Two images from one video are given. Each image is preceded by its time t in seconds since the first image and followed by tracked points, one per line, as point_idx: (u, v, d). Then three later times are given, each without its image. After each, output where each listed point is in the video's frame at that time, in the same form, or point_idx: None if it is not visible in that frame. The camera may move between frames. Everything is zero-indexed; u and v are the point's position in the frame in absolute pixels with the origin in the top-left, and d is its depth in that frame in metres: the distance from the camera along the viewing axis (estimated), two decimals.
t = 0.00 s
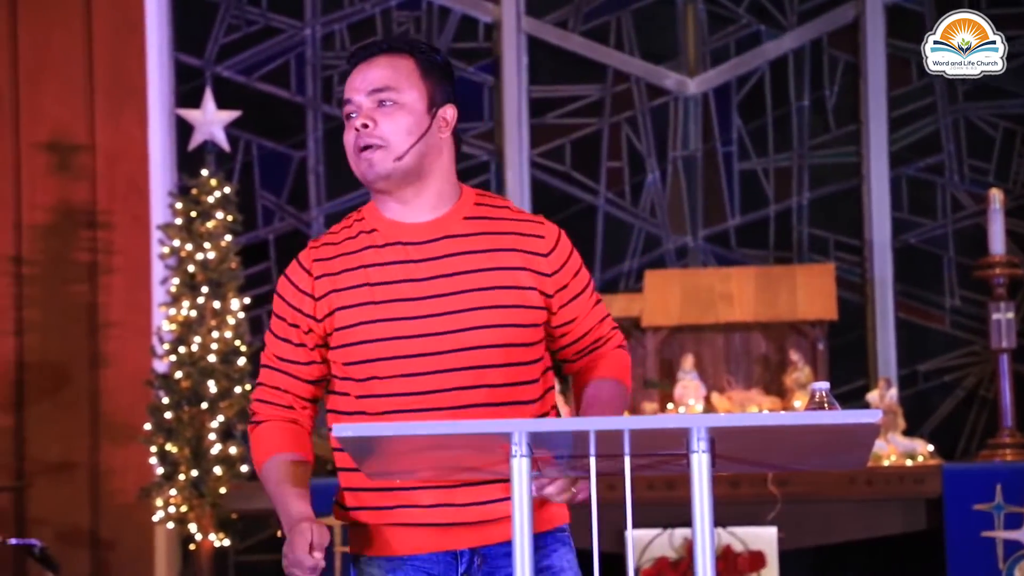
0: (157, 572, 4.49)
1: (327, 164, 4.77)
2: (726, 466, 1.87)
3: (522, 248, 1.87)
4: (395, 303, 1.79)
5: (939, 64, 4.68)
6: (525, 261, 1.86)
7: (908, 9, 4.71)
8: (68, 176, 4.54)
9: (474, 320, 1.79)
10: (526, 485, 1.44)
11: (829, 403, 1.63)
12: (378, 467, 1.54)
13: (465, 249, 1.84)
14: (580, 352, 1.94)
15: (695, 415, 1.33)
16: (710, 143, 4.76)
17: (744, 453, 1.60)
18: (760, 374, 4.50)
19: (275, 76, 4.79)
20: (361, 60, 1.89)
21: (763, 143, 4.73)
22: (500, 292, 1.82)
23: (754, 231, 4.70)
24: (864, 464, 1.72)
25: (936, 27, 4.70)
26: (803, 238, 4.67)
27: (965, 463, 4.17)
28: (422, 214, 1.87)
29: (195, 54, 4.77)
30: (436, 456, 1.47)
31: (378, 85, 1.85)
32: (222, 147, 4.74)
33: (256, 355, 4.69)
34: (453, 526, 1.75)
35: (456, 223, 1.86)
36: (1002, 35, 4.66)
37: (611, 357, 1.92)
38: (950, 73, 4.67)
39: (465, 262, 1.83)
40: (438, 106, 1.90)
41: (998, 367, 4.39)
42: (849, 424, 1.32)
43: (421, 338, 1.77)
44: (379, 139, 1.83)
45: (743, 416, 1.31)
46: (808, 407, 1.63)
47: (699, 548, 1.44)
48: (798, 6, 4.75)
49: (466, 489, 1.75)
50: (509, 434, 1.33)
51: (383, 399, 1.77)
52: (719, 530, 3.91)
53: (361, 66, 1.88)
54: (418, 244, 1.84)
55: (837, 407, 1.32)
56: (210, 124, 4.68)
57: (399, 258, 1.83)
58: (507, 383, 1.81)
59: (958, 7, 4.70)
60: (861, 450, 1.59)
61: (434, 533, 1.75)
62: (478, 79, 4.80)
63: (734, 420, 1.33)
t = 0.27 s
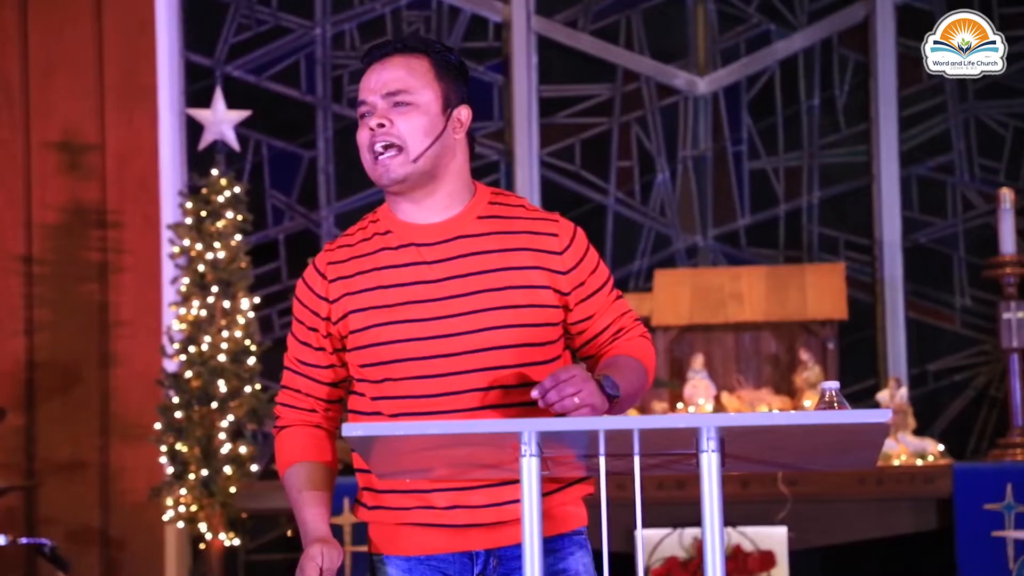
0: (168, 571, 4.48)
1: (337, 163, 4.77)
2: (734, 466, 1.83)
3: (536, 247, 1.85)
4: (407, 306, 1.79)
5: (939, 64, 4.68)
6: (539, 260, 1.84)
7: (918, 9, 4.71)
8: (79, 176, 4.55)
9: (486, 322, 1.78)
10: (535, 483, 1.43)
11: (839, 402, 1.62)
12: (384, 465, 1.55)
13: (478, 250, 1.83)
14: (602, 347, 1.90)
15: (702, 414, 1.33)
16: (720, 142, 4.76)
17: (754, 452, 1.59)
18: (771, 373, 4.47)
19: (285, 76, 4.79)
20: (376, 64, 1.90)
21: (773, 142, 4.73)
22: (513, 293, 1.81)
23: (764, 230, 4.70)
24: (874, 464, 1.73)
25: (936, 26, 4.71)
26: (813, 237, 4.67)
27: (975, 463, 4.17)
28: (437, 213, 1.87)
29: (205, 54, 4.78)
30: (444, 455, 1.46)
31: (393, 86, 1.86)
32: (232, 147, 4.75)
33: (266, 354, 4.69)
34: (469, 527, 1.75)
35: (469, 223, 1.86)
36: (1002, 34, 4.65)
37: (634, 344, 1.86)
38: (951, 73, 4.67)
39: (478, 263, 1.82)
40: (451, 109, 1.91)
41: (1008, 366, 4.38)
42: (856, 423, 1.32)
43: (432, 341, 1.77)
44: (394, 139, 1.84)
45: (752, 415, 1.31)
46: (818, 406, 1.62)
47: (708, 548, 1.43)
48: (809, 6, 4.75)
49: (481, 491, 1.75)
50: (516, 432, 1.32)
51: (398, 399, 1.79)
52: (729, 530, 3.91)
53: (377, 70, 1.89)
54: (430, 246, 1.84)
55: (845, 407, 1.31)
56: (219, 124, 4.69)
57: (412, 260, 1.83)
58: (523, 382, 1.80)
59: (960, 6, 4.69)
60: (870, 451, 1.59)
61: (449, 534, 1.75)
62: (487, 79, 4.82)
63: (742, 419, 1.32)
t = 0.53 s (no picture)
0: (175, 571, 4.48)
1: (345, 164, 4.78)
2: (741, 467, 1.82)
3: (583, 240, 1.80)
4: (446, 287, 1.76)
5: (939, 64, 4.68)
6: (585, 253, 1.79)
7: (925, 8, 4.71)
8: (87, 176, 4.56)
9: (524, 311, 1.74)
10: (543, 485, 1.42)
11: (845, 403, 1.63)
12: (394, 464, 1.55)
13: (524, 238, 1.79)
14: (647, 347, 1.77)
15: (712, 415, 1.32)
16: (728, 142, 4.76)
17: (762, 453, 1.58)
18: (778, 373, 4.46)
19: (293, 76, 4.79)
20: (464, 45, 1.90)
21: (781, 142, 4.73)
22: (554, 284, 1.77)
23: (772, 230, 4.70)
24: (882, 464, 1.72)
25: (937, 27, 4.71)
26: (820, 237, 4.67)
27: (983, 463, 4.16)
28: (495, 200, 1.84)
29: (212, 54, 4.78)
30: (454, 455, 1.45)
31: (476, 69, 1.86)
32: (239, 147, 4.75)
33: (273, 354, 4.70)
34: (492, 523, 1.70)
35: (519, 213, 1.82)
36: (1002, 35, 4.64)
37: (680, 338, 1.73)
38: (951, 73, 4.67)
39: (522, 251, 1.78)
40: (526, 108, 1.90)
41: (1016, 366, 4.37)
42: (865, 423, 1.31)
43: (468, 325, 1.74)
44: (465, 126, 1.83)
45: (759, 416, 1.30)
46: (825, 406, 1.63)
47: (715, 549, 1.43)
48: (816, 5, 4.75)
49: (500, 484, 1.71)
50: (526, 433, 1.32)
51: (427, 381, 1.75)
52: (736, 530, 3.90)
53: (464, 51, 1.89)
54: (477, 230, 1.80)
55: (854, 407, 1.31)
56: (227, 124, 4.70)
57: (457, 243, 1.80)
58: (557, 376, 1.75)
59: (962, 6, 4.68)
60: (877, 449, 1.58)
61: (471, 529, 1.70)
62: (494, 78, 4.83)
63: (751, 420, 1.32)
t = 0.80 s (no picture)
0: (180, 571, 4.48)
1: (349, 163, 4.78)
2: (749, 466, 1.81)
3: (654, 265, 1.77)
4: (518, 303, 1.71)
5: (939, 64, 4.68)
6: (656, 280, 1.76)
7: (930, 7, 4.70)
8: (92, 175, 4.56)
9: (591, 334, 1.71)
10: (547, 484, 1.43)
11: (851, 401, 1.61)
12: (401, 463, 1.56)
13: (596, 259, 1.74)
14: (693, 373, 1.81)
15: (716, 413, 1.32)
16: (733, 141, 4.76)
17: (768, 452, 1.58)
18: (783, 372, 4.46)
19: (297, 75, 4.79)
20: (599, 69, 1.75)
21: (786, 142, 4.72)
22: (625, 309, 1.73)
23: (777, 229, 4.70)
24: (888, 463, 1.71)
25: (936, 27, 4.70)
26: (825, 237, 4.66)
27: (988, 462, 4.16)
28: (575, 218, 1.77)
29: (217, 54, 4.78)
30: (459, 454, 1.46)
31: (614, 109, 1.72)
32: (244, 146, 4.75)
33: (277, 353, 4.70)
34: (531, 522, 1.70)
35: (592, 231, 1.77)
36: (1003, 35, 4.67)
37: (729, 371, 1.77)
38: (951, 73, 4.67)
39: (595, 272, 1.74)
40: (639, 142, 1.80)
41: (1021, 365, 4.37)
42: (871, 422, 1.31)
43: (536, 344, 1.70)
44: (590, 165, 1.71)
45: (762, 415, 1.30)
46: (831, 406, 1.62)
47: (721, 548, 1.42)
48: (821, 4, 4.75)
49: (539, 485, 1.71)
50: (529, 431, 1.32)
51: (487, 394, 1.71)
52: (741, 529, 3.90)
53: (601, 78, 1.74)
54: (551, 245, 1.74)
55: (861, 406, 1.30)
56: (232, 124, 4.69)
57: (528, 255, 1.73)
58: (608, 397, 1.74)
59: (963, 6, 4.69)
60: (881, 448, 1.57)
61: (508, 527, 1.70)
62: (499, 77, 4.83)
63: (756, 418, 1.31)
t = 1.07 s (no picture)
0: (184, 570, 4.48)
1: (353, 163, 4.78)
2: (754, 467, 1.81)
3: (701, 260, 1.87)
4: (586, 285, 1.75)
5: (939, 64, 4.68)
6: (704, 273, 1.86)
7: (934, 7, 4.70)
8: (96, 175, 4.57)
9: (651, 320, 1.77)
10: (552, 483, 1.42)
11: (854, 401, 1.62)
12: (408, 462, 1.56)
13: (655, 250, 1.82)
14: (715, 374, 1.91)
15: (720, 413, 1.31)
16: (737, 141, 4.76)
17: (772, 452, 1.58)
18: (787, 372, 4.45)
19: (301, 75, 4.80)
20: (656, 46, 1.83)
21: (790, 141, 4.73)
22: (680, 299, 1.81)
23: (781, 229, 4.70)
24: (892, 463, 1.71)
25: (936, 27, 4.70)
26: (829, 236, 4.67)
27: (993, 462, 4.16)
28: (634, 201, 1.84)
29: (221, 54, 4.78)
30: (463, 453, 1.45)
31: (677, 80, 1.80)
32: (248, 146, 4.75)
33: (282, 353, 4.70)
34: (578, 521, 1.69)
35: (648, 221, 1.84)
36: (1003, 35, 4.67)
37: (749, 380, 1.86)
38: (951, 73, 4.67)
39: (654, 260, 1.81)
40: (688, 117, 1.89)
41: None
42: (875, 422, 1.30)
43: (604, 327, 1.74)
44: (660, 135, 1.78)
45: (769, 415, 1.29)
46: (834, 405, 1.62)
47: (725, 548, 1.42)
48: (825, 4, 4.76)
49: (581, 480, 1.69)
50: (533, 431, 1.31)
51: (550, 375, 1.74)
52: (746, 529, 3.90)
53: (660, 53, 1.82)
54: (613, 232, 1.80)
55: (865, 405, 1.30)
56: (236, 124, 4.65)
57: (592, 241, 1.78)
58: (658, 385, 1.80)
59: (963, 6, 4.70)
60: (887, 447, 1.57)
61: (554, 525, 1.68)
62: (503, 77, 4.83)
63: (761, 418, 1.31)
